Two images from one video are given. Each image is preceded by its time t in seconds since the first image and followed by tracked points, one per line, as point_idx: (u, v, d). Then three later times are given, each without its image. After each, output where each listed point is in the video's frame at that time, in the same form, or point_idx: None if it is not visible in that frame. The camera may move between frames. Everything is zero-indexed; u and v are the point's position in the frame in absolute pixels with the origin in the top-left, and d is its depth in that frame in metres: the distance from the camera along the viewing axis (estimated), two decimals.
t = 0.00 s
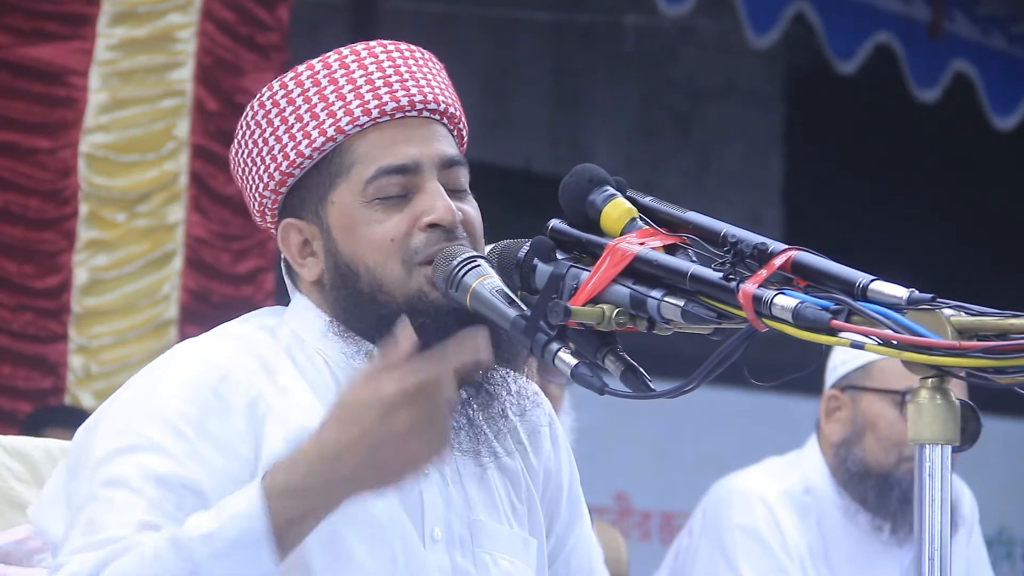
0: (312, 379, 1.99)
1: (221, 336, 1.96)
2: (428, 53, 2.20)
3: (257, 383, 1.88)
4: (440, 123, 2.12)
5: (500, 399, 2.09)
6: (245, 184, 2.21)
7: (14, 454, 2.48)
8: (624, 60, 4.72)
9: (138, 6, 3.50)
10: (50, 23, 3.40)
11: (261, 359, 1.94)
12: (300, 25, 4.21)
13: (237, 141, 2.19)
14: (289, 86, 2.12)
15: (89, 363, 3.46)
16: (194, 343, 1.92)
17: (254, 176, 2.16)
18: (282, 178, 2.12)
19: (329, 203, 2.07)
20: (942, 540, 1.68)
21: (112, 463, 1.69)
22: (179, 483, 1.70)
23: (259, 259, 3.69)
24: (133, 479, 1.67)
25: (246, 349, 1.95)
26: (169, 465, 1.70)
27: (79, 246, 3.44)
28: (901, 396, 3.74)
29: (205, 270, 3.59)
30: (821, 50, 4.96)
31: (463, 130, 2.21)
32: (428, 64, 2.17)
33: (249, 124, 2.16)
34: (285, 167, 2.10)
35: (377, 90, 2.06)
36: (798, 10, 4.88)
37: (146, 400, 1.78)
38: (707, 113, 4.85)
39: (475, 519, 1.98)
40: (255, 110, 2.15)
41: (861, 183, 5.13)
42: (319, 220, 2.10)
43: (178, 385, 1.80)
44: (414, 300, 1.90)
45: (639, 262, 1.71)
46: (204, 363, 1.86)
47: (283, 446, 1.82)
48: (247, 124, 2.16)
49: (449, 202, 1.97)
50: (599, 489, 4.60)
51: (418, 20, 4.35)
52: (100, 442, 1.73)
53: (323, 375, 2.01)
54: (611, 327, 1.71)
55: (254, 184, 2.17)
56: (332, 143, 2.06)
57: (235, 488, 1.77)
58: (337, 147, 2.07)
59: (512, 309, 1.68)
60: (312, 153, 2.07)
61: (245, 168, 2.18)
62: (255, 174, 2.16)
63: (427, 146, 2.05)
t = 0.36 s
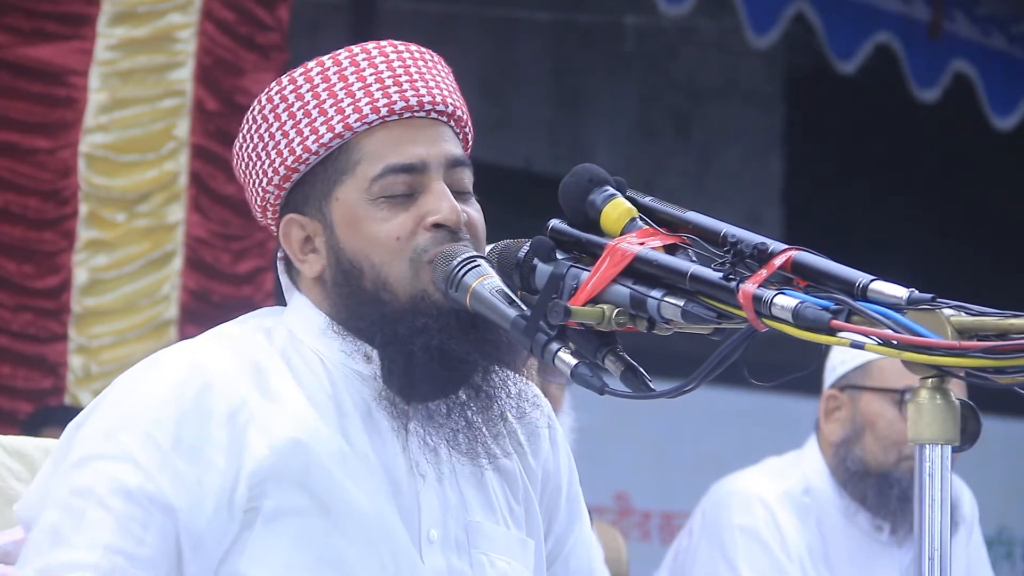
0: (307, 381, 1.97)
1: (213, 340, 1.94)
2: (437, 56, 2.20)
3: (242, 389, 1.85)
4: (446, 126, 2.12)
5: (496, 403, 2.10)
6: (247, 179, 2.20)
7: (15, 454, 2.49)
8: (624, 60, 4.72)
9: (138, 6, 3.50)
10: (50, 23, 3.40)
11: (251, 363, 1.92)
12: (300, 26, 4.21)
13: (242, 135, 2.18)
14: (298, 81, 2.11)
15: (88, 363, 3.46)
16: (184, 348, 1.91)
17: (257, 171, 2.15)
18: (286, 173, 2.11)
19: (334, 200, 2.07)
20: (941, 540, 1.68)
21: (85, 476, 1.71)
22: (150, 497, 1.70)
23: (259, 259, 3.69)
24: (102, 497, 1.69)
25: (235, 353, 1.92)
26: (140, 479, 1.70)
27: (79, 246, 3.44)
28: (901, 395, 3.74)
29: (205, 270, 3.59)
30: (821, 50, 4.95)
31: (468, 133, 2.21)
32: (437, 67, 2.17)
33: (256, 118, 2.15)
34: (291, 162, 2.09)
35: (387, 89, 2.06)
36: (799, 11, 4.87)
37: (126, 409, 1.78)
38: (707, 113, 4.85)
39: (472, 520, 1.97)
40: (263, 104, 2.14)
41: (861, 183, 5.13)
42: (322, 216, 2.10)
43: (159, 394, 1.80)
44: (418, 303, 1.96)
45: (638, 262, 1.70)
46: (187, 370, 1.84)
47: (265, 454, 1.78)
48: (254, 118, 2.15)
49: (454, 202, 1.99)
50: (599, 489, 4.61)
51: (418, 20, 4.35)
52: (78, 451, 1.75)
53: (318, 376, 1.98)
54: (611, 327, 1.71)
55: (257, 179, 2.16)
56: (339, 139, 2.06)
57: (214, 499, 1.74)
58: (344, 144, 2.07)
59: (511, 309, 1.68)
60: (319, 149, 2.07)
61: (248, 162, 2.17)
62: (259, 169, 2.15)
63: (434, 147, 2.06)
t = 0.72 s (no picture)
0: (302, 382, 1.97)
1: (207, 342, 1.94)
2: (443, 58, 2.20)
3: (237, 391, 1.85)
4: (449, 128, 2.12)
5: (490, 404, 2.11)
6: (248, 172, 2.19)
7: (15, 453, 2.49)
8: (624, 60, 4.72)
9: (138, 6, 3.49)
10: (50, 23, 3.40)
11: (246, 364, 1.92)
12: (300, 25, 4.21)
13: (247, 127, 2.18)
14: (305, 75, 2.11)
15: (88, 363, 3.46)
16: (179, 350, 1.91)
17: (259, 164, 2.15)
18: (287, 165, 2.10)
19: (332, 193, 2.07)
20: (942, 540, 1.68)
21: (80, 481, 1.71)
22: (145, 500, 1.70)
23: (259, 259, 3.69)
24: (96, 501, 1.68)
25: (230, 355, 1.92)
26: (135, 483, 1.70)
27: (78, 246, 3.44)
28: (901, 395, 3.74)
29: (205, 270, 3.59)
30: (821, 50, 4.93)
31: (470, 136, 2.21)
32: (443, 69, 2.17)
33: (261, 110, 2.15)
34: (292, 154, 2.09)
35: (391, 87, 2.06)
36: (798, 11, 4.81)
37: (121, 413, 1.78)
38: (707, 113, 4.84)
39: (467, 521, 1.97)
40: (269, 96, 2.14)
41: (861, 183, 5.13)
42: (321, 210, 2.09)
43: (153, 397, 1.79)
44: (410, 298, 1.96)
45: (639, 262, 1.70)
46: (181, 372, 1.84)
47: (261, 455, 1.78)
48: (259, 110, 2.15)
49: (452, 200, 1.99)
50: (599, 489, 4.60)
51: (418, 20, 4.34)
52: (72, 456, 1.75)
53: (314, 377, 1.98)
54: (611, 328, 1.71)
55: (258, 172, 2.15)
56: (341, 134, 2.05)
57: (212, 501, 1.74)
58: (346, 139, 2.07)
59: (511, 310, 1.68)
60: (321, 143, 2.06)
61: (251, 155, 2.17)
62: (260, 161, 2.14)
63: (435, 145, 2.06)
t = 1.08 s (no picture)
0: (302, 383, 1.97)
1: (206, 344, 1.94)
2: (432, 56, 2.19)
3: (237, 392, 1.85)
4: (442, 127, 2.12)
5: (491, 404, 2.10)
6: (243, 180, 2.20)
7: (15, 454, 2.49)
8: (624, 60, 4.72)
9: (138, 6, 3.50)
10: (50, 24, 3.40)
11: (245, 365, 1.92)
12: (300, 25, 4.21)
13: (237, 137, 2.18)
14: (293, 83, 2.11)
15: (89, 363, 3.46)
16: (178, 352, 1.91)
17: (253, 173, 2.15)
18: (282, 174, 2.11)
19: (328, 201, 2.07)
20: (942, 540, 1.68)
21: (81, 482, 1.71)
22: (146, 502, 1.70)
23: (259, 259, 3.69)
24: (98, 503, 1.69)
25: (229, 357, 1.92)
26: (136, 484, 1.70)
27: (79, 246, 3.44)
28: (901, 395, 3.74)
29: (205, 271, 3.59)
30: (821, 50, 4.93)
31: (463, 134, 2.21)
32: (433, 68, 2.17)
33: (251, 119, 2.15)
34: (286, 164, 2.09)
35: (381, 90, 2.05)
36: (798, 11, 4.81)
37: (122, 414, 1.78)
38: (707, 113, 4.85)
39: (467, 522, 1.97)
40: (259, 105, 2.13)
41: (861, 183, 5.13)
42: (317, 218, 2.10)
43: (153, 399, 1.80)
44: (411, 302, 1.96)
45: (639, 262, 1.70)
46: (181, 374, 1.84)
47: (262, 456, 1.78)
48: (249, 119, 2.15)
49: (449, 205, 2.00)
50: (599, 489, 4.60)
51: (418, 20, 4.34)
52: (73, 457, 1.75)
53: (314, 378, 1.98)
54: (612, 327, 1.71)
55: (253, 180, 2.16)
56: (334, 141, 2.06)
57: (213, 502, 1.74)
58: (339, 145, 2.07)
59: (512, 309, 1.69)
60: (314, 151, 2.06)
61: (244, 165, 2.17)
62: (254, 170, 2.15)
63: (428, 148, 2.06)
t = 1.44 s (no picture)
0: (303, 383, 1.97)
1: (207, 343, 1.94)
2: (435, 58, 2.20)
3: (237, 393, 1.85)
4: (444, 129, 2.12)
5: (493, 406, 2.12)
6: (244, 178, 2.20)
7: (15, 454, 2.48)
8: (624, 60, 4.72)
9: (138, 6, 3.50)
10: (50, 24, 3.40)
11: (246, 365, 1.92)
12: (300, 26, 4.21)
13: (239, 135, 2.18)
14: (297, 82, 2.11)
15: (88, 363, 3.46)
16: (179, 352, 1.91)
17: (254, 171, 2.15)
18: (284, 174, 2.11)
19: (331, 202, 2.07)
20: (942, 540, 1.68)
21: (80, 482, 1.71)
22: (146, 503, 1.70)
23: (259, 259, 3.69)
24: (98, 503, 1.69)
25: (229, 357, 1.92)
26: (137, 484, 1.70)
27: (78, 247, 3.44)
28: (901, 395, 3.74)
29: (205, 271, 3.59)
30: (821, 51, 4.93)
31: (465, 136, 2.22)
32: (436, 69, 2.17)
33: (253, 118, 2.15)
34: (288, 164, 2.09)
35: (386, 92, 2.06)
36: (799, 11, 4.85)
37: (122, 415, 1.78)
38: (707, 113, 4.85)
39: (467, 524, 1.97)
40: (261, 104, 2.13)
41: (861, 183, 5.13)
42: (319, 218, 2.10)
43: (153, 399, 1.80)
44: (412, 305, 1.96)
45: (639, 262, 1.70)
46: (182, 374, 1.84)
47: (262, 457, 1.78)
48: (251, 117, 2.14)
49: (452, 207, 2.00)
50: (599, 489, 4.60)
51: (418, 20, 4.35)
52: (72, 457, 1.75)
53: (315, 379, 1.98)
54: (612, 328, 1.71)
55: (254, 180, 2.16)
56: (337, 142, 2.06)
57: (214, 503, 1.74)
58: (342, 147, 2.07)
59: (511, 309, 1.69)
60: (317, 152, 2.07)
61: (245, 163, 2.17)
62: (256, 169, 2.15)
63: (431, 150, 2.06)
